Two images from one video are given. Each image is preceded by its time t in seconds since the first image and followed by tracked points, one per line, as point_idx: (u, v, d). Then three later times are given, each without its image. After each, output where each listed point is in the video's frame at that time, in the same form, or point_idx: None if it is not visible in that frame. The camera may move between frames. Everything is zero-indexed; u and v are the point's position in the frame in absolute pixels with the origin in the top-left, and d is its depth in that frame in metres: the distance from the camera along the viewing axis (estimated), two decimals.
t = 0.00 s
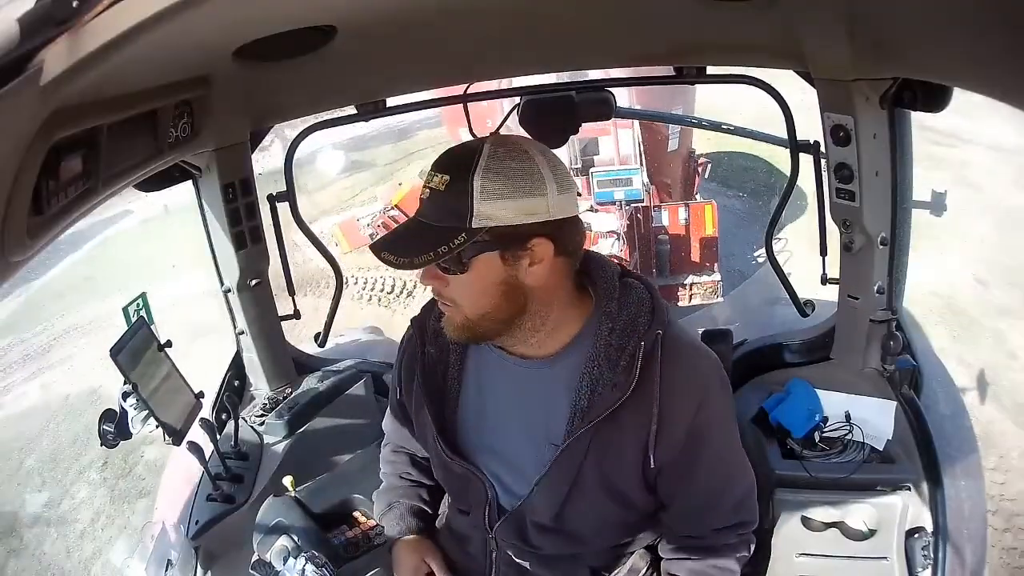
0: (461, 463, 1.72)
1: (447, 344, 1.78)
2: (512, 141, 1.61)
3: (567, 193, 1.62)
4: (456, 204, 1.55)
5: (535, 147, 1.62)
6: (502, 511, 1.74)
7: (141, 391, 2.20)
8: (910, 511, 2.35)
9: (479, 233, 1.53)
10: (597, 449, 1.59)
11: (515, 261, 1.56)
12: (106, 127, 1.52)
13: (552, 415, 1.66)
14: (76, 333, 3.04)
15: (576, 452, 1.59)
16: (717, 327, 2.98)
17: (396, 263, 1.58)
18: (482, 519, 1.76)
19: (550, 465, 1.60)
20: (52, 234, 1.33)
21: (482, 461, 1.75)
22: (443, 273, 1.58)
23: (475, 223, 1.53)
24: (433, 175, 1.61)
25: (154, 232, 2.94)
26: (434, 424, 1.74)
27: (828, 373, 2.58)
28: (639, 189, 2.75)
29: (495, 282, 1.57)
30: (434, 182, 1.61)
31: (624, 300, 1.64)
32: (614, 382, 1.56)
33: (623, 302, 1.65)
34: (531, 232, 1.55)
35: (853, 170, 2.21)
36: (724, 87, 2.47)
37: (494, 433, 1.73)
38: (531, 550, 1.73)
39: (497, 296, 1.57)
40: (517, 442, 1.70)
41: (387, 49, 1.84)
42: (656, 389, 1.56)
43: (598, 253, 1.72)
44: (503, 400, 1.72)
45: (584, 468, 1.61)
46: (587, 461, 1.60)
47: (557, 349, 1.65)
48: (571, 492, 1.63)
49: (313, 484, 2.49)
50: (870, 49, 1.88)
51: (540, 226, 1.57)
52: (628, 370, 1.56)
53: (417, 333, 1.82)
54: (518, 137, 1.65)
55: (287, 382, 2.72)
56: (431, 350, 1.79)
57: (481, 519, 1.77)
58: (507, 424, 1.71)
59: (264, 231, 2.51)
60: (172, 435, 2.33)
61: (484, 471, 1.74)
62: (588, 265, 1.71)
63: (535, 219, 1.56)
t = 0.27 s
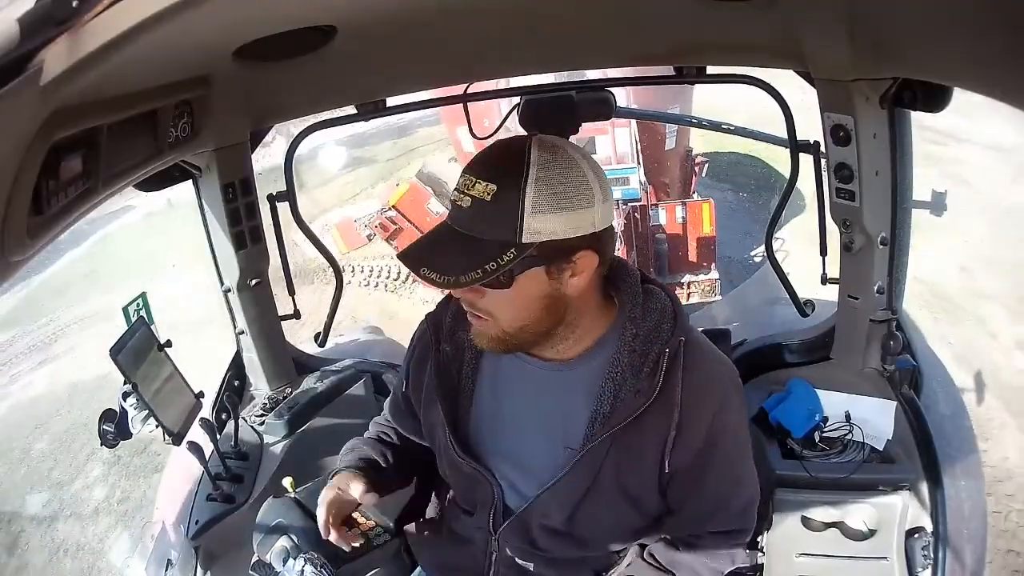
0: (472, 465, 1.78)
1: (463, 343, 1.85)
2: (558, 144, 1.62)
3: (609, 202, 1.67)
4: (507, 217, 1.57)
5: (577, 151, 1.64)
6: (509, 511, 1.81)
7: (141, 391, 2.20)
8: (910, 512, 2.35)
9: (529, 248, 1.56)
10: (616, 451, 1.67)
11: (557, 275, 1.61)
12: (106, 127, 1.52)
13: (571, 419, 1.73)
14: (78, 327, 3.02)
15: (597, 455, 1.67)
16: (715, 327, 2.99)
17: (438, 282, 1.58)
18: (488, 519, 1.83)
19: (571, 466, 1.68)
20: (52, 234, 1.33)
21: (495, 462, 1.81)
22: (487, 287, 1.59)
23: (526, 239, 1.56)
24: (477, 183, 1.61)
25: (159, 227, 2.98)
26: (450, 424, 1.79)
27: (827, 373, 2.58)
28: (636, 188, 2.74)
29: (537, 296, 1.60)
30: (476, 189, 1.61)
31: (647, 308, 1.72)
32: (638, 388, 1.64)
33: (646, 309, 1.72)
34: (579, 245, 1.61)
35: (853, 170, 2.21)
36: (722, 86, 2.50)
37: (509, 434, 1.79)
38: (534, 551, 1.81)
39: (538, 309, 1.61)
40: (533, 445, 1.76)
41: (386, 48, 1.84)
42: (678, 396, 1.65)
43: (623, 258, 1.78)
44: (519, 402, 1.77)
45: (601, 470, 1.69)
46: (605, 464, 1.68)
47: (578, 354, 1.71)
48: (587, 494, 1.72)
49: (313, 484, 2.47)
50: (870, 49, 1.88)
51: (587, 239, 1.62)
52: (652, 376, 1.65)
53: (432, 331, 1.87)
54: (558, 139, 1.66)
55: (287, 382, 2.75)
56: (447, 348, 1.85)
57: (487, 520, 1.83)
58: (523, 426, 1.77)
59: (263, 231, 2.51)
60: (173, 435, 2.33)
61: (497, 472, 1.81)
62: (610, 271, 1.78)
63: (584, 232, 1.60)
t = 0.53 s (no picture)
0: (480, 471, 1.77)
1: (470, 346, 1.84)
2: (567, 156, 1.56)
3: (620, 216, 1.62)
4: (507, 239, 1.55)
5: (589, 164, 1.58)
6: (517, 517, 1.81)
7: (142, 391, 2.20)
8: (910, 512, 2.36)
9: (530, 270, 1.55)
10: (626, 461, 1.69)
11: (566, 292, 1.58)
12: (106, 127, 1.52)
13: (580, 428, 1.73)
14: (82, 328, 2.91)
15: (608, 465, 1.68)
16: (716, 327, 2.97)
17: (440, 300, 1.60)
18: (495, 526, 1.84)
19: (584, 475, 1.69)
20: (52, 234, 1.33)
21: (504, 468, 1.81)
22: (489, 304, 1.59)
23: (529, 259, 1.54)
24: (480, 198, 1.58)
25: (164, 224, 2.96)
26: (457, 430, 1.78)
27: (827, 372, 2.58)
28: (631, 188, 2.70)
29: (541, 312, 1.59)
30: (478, 204, 1.59)
31: (659, 317, 1.71)
32: (648, 399, 1.65)
33: (657, 318, 1.70)
34: (583, 263, 1.57)
35: (853, 170, 2.21)
36: (721, 86, 2.54)
37: (518, 441, 1.79)
38: (542, 557, 1.82)
39: (542, 326, 1.60)
40: (543, 453, 1.77)
41: (386, 48, 1.84)
42: (688, 407, 1.65)
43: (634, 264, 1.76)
44: (528, 410, 1.77)
45: (611, 479, 1.70)
46: (615, 474, 1.70)
47: (587, 363, 1.70)
48: (597, 502, 1.73)
49: (313, 484, 2.47)
50: (870, 49, 1.88)
51: (594, 257, 1.58)
52: (662, 387, 1.65)
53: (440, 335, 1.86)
54: (567, 147, 1.60)
55: (286, 382, 2.66)
56: (454, 353, 1.85)
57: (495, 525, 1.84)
58: (532, 434, 1.77)
59: (264, 231, 2.51)
60: (173, 435, 2.33)
61: (505, 479, 1.81)
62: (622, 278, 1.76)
63: (590, 253, 1.56)
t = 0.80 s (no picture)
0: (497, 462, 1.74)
1: (495, 336, 1.81)
2: (629, 160, 1.57)
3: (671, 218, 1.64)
4: (576, 242, 1.53)
5: (648, 168, 1.60)
6: (524, 509, 1.80)
7: (141, 391, 2.20)
8: (909, 513, 2.35)
9: (598, 273, 1.53)
10: (646, 456, 1.69)
11: (620, 294, 1.59)
12: (106, 127, 1.52)
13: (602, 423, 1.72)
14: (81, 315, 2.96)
15: (627, 459, 1.68)
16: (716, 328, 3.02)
17: (505, 304, 1.56)
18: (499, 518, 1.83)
19: (602, 470, 1.69)
20: (52, 234, 1.33)
21: (520, 460, 1.78)
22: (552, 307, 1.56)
23: (595, 263, 1.52)
24: (546, 199, 1.55)
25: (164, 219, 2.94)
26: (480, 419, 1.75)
27: (828, 372, 2.57)
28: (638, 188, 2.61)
29: (597, 314, 1.59)
30: (545, 207, 1.55)
31: (687, 315, 1.71)
32: (675, 395, 1.65)
33: (685, 316, 1.70)
34: (640, 265, 1.57)
35: (853, 170, 2.21)
36: (726, 87, 2.53)
37: (537, 433, 1.76)
38: (545, 551, 1.82)
39: (595, 327, 1.61)
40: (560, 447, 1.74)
41: (386, 48, 1.84)
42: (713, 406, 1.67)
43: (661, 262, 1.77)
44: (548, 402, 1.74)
45: (629, 474, 1.70)
46: (633, 468, 1.70)
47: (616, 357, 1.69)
48: (610, 497, 1.73)
49: (312, 484, 2.47)
50: (870, 49, 1.88)
51: (651, 258, 1.59)
52: (689, 384, 1.66)
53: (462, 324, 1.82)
54: (624, 150, 1.60)
55: (287, 382, 2.73)
56: (478, 340, 1.81)
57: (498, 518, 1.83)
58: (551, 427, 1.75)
59: (263, 231, 2.51)
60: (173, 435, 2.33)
61: (517, 473, 1.79)
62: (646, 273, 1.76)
63: (650, 257, 1.57)
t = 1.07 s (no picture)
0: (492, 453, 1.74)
1: (493, 325, 1.84)
2: (628, 142, 1.64)
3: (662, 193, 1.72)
4: (607, 222, 1.55)
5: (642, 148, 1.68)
6: (518, 503, 1.79)
7: (141, 391, 2.20)
8: (909, 513, 2.36)
9: (627, 249, 1.57)
10: (640, 446, 1.68)
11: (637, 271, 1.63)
12: (106, 127, 1.52)
13: (596, 413, 1.73)
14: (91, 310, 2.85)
15: (621, 448, 1.67)
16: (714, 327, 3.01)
17: (562, 295, 1.54)
18: (491, 514, 1.80)
19: (593, 458, 1.68)
20: (52, 234, 1.33)
21: (514, 453, 1.79)
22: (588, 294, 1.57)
23: (624, 240, 1.56)
24: (569, 186, 1.57)
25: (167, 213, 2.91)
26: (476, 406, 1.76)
27: (828, 372, 2.57)
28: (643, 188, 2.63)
29: (620, 292, 1.63)
30: (568, 194, 1.57)
31: (681, 307, 1.71)
32: (669, 384, 1.65)
33: (679, 308, 1.71)
34: (652, 240, 1.63)
35: (853, 170, 2.21)
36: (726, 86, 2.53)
37: (532, 425, 1.77)
38: (539, 546, 1.80)
39: (617, 306, 1.64)
40: (554, 437, 1.75)
41: (386, 48, 1.84)
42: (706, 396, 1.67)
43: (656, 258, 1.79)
44: (542, 392, 1.77)
45: (622, 465, 1.69)
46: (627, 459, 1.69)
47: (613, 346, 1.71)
48: (604, 489, 1.72)
49: (313, 484, 2.47)
50: (870, 49, 1.88)
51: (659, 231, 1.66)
52: (683, 373, 1.66)
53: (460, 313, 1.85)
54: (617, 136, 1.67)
55: (287, 382, 2.73)
56: (475, 329, 1.84)
57: (491, 514, 1.80)
58: (547, 417, 1.76)
59: (264, 231, 2.51)
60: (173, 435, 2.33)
61: (511, 464, 1.79)
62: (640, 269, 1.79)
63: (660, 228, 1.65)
